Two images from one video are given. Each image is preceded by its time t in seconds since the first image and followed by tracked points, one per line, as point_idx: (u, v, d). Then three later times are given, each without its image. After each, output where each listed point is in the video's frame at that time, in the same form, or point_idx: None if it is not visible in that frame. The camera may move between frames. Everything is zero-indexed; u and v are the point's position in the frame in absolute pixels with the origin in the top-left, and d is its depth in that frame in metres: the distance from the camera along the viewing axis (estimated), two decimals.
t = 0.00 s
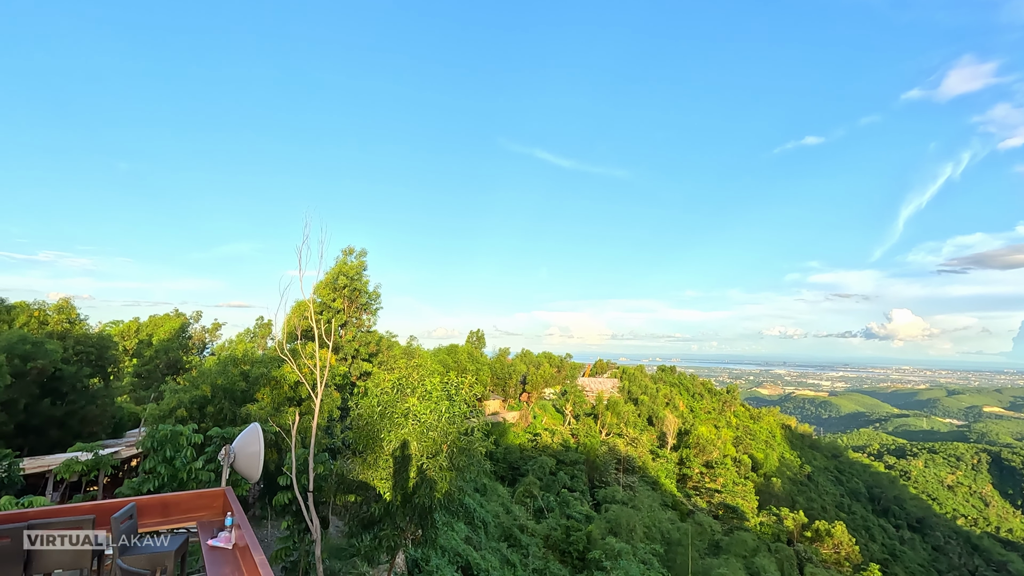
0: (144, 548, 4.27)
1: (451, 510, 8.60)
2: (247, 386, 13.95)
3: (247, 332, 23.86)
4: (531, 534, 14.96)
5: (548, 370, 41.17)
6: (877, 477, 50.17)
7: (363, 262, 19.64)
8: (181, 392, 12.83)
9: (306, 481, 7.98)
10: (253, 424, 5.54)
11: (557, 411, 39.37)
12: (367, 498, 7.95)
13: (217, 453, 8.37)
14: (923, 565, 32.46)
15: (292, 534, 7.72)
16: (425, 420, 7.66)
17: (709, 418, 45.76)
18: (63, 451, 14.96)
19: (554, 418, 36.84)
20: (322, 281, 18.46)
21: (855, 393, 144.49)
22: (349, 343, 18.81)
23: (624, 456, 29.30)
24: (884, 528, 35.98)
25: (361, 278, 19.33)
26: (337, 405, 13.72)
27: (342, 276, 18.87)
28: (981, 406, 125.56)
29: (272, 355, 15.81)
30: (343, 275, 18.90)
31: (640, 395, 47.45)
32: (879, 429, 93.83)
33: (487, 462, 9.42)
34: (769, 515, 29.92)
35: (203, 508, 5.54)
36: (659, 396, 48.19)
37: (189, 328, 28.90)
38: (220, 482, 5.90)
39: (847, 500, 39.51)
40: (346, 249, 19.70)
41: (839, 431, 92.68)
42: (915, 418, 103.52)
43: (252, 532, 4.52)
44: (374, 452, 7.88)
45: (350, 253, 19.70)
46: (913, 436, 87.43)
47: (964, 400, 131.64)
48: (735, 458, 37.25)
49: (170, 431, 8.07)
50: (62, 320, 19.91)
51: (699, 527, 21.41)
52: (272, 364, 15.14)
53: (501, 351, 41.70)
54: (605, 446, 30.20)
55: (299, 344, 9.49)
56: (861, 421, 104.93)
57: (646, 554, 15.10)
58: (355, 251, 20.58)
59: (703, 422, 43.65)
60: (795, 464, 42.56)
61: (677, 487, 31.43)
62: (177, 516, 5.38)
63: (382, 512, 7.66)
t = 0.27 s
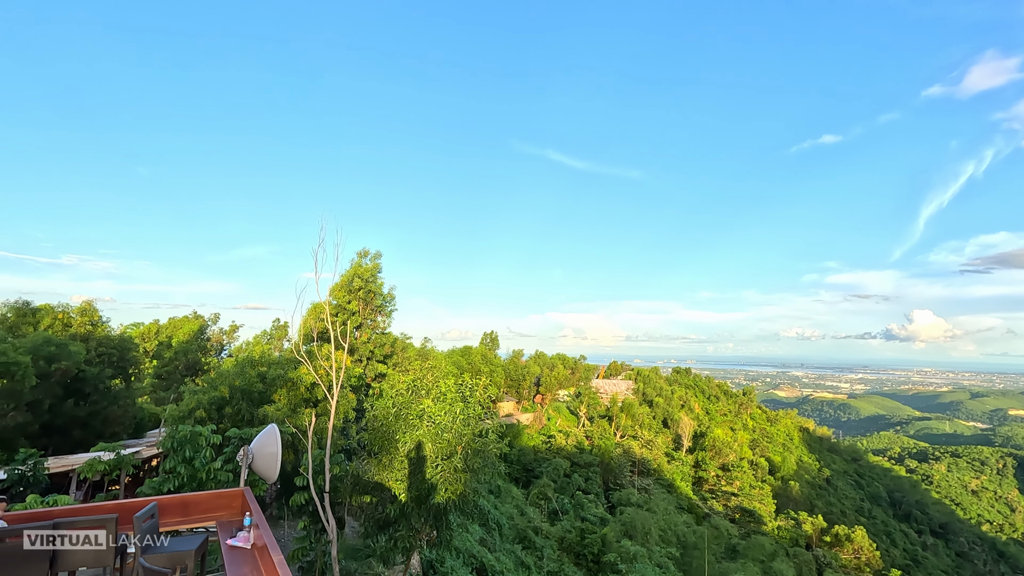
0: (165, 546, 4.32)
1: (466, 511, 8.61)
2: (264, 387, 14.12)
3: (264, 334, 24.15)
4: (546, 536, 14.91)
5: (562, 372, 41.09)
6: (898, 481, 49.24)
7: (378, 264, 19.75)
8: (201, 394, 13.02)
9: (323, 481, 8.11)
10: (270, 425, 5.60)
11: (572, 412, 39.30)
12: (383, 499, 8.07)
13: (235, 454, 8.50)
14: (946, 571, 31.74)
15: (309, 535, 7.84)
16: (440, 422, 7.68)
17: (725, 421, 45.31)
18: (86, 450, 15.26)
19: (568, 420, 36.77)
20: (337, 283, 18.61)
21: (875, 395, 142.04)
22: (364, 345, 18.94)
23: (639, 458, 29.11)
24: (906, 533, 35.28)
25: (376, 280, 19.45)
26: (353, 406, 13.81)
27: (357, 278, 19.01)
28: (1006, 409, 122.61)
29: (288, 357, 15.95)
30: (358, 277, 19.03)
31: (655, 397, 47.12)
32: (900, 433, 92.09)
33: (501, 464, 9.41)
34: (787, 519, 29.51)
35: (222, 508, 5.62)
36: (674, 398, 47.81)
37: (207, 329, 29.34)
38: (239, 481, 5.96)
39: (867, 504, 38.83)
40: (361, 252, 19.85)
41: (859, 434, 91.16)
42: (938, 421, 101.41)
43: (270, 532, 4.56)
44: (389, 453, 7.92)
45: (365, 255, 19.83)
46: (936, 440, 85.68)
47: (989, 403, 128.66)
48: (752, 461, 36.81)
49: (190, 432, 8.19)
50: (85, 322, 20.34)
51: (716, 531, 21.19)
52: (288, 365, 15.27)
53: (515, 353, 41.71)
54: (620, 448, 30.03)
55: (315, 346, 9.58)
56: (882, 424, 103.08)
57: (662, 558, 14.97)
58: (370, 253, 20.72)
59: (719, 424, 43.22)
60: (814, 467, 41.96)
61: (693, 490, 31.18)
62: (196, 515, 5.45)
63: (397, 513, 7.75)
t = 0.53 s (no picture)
0: (185, 544, 4.39)
1: (481, 513, 8.62)
2: (281, 388, 14.26)
3: (280, 335, 24.43)
4: (560, 538, 14.88)
5: (576, 373, 40.95)
6: (920, 485, 48.25)
7: (392, 266, 19.87)
8: (219, 395, 13.19)
9: (339, 481, 8.19)
10: (288, 426, 5.66)
11: (586, 414, 39.16)
12: (398, 500, 8.14)
13: (253, 454, 8.60)
14: None
15: (325, 535, 7.91)
16: (454, 423, 7.69)
17: (742, 423, 44.80)
18: (108, 450, 15.54)
19: (582, 422, 36.66)
20: (352, 285, 18.75)
21: (895, 397, 139.49)
22: (379, 347, 19.06)
23: (654, 461, 28.92)
24: (928, 538, 34.56)
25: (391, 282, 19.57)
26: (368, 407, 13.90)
27: (372, 280, 19.14)
28: None
29: (304, 358, 16.11)
30: (373, 279, 19.16)
31: (670, 399, 46.77)
32: (922, 435, 90.31)
33: (516, 465, 9.40)
34: (806, 523, 29.07)
35: (240, 508, 5.69)
36: (690, 400, 47.41)
37: (225, 331, 29.76)
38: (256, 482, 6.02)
39: (888, 508, 38.12)
40: (375, 254, 19.98)
41: (879, 437, 89.58)
42: (961, 424, 99.24)
43: (288, 532, 4.62)
44: (404, 454, 7.95)
45: (380, 257, 19.96)
46: (959, 443, 83.86)
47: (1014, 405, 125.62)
48: (769, 464, 36.36)
49: (209, 432, 8.31)
50: (107, 324, 20.76)
51: (732, 534, 20.96)
52: (304, 366, 15.42)
53: (529, 354, 41.70)
54: (634, 450, 29.85)
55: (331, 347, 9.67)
56: (903, 426, 101.17)
57: (677, 561, 14.84)
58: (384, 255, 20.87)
59: (735, 426, 42.74)
60: (833, 470, 41.31)
61: (709, 493, 30.88)
62: (216, 514, 5.53)
63: (412, 514, 7.79)
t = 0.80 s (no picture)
0: (205, 542, 4.45)
1: (495, 514, 8.61)
2: (298, 388, 14.41)
3: (296, 336, 24.69)
4: (575, 540, 14.83)
5: (590, 374, 40.79)
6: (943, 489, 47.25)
7: (406, 268, 19.98)
8: (237, 395, 13.36)
9: (355, 481, 8.24)
10: (305, 426, 5.71)
11: (600, 415, 39.01)
12: (413, 500, 8.17)
13: (270, 454, 8.71)
14: None
15: (341, 534, 7.97)
16: (468, 424, 7.70)
17: (759, 425, 44.28)
18: (130, 449, 15.83)
19: (596, 423, 36.52)
20: (367, 287, 18.88)
21: (916, 399, 136.92)
22: (393, 348, 19.16)
23: (669, 462, 28.69)
24: (951, 543, 33.83)
25: (405, 283, 19.67)
26: (383, 408, 13.96)
27: (386, 281, 19.25)
28: None
29: (320, 359, 16.25)
30: (387, 280, 19.28)
31: (685, 401, 46.38)
32: (945, 438, 88.44)
33: (530, 467, 9.38)
34: (824, 526, 28.62)
35: (258, 507, 5.75)
36: (705, 402, 46.98)
37: (242, 333, 30.15)
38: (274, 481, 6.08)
39: (909, 512, 37.38)
40: (390, 255, 20.10)
41: (899, 439, 87.94)
42: (986, 427, 97.01)
43: (306, 530, 4.62)
44: (418, 455, 7.98)
45: (394, 259, 20.07)
46: (983, 446, 81.96)
47: None
48: (787, 466, 35.89)
49: (227, 432, 8.41)
50: (128, 325, 21.15)
51: (749, 538, 20.72)
52: (320, 367, 15.55)
53: (543, 355, 41.66)
54: (649, 452, 29.62)
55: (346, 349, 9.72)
56: (924, 429, 99.21)
57: (693, 564, 14.70)
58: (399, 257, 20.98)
59: (752, 428, 42.26)
60: (852, 473, 40.65)
61: (725, 495, 30.56)
62: (235, 513, 5.60)
63: (427, 515, 7.81)
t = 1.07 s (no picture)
0: (223, 540, 4.50)
1: (509, 514, 8.61)
2: (313, 389, 14.54)
3: (311, 337, 24.92)
4: (588, 541, 14.79)
5: (603, 375, 40.63)
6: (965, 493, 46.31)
7: (420, 269, 20.07)
8: (253, 395, 13.52)
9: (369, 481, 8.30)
10: (320, 426, 5.76)
11: (613, 416, 38.86)
12: (427, 500, 8.19)
13: (286, 453, 8.79)
14: None
15: (356, 533, 8.04)
16: (482, 424, 7.71)
17: (774, 426, 43.80)
18: (149, 448, 16.07)
19: (610, 424, 36.38)
20: (381, 288, 19.01)
21: (937, 401, 134.43)
22: (407, 348, 19.26)
23: (684, 464, 28.47)
24: (974, 548, 33.17)
25: (418, 284, 19.76)
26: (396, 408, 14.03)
27: (400, 282, 19.36)
28: None
29: (334, 360, 16.37)
30: (401, 281, 19.39)
31: (700, 402, 46.02)
32: (966, 440, 86.72)
33: (543, 467, 9.37)
34: (842, 530, 28.22)
35: (274, 506, 5.80)
36: (720, 403, 46.57)
37: (258, 333, 30.49)
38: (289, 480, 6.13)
39: (930, 516, 36.71)
40: (403, 257, 20.20)
41: (919, 442, 86.42)
42: (1009, 429, 94.92)
43: (321, 530, 4.67)
44: (432, 455, 8.00)
45: (407, 260, 20.17)
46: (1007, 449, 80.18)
47: None
48: (803, 469, 35.44)
49: (244, 432, 8.50)
50: (147, 326, 21.49)
51: (765, 540, 20.50)
52: (334, 367, 15.67)
53: (556, 356, 41.60)
54: (664, 453, 29.41)
55: (361, 349, 9.79)
56: (946, 431, 97.33)
57: (708, 566, 14.58)
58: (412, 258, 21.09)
59: (767, 430, 41.81)
60: (870, 476, 40.03)
61: (740, 497, 30.29)
62: (252, 512, 5.66)
63: (441, 515, 7.84)
